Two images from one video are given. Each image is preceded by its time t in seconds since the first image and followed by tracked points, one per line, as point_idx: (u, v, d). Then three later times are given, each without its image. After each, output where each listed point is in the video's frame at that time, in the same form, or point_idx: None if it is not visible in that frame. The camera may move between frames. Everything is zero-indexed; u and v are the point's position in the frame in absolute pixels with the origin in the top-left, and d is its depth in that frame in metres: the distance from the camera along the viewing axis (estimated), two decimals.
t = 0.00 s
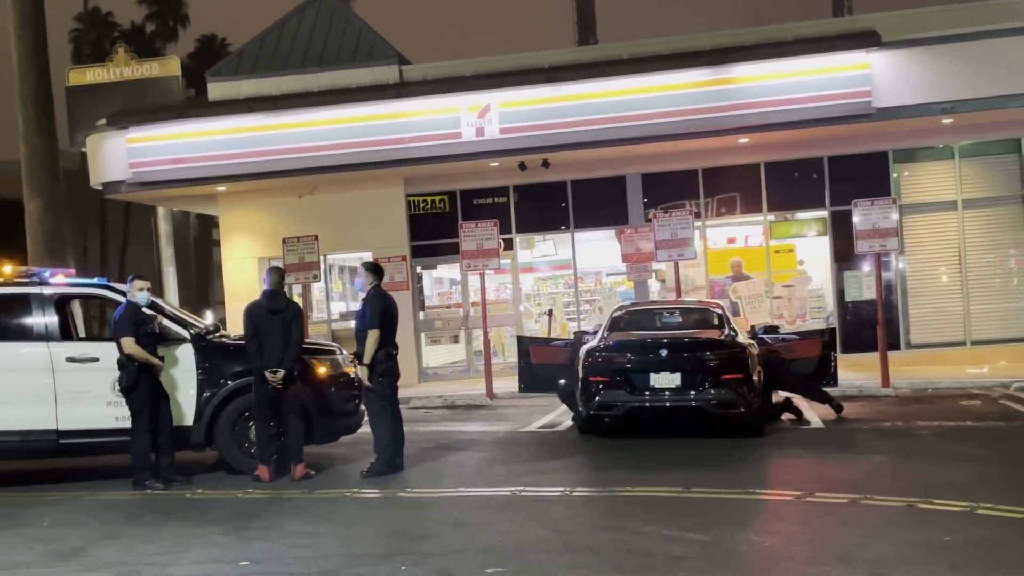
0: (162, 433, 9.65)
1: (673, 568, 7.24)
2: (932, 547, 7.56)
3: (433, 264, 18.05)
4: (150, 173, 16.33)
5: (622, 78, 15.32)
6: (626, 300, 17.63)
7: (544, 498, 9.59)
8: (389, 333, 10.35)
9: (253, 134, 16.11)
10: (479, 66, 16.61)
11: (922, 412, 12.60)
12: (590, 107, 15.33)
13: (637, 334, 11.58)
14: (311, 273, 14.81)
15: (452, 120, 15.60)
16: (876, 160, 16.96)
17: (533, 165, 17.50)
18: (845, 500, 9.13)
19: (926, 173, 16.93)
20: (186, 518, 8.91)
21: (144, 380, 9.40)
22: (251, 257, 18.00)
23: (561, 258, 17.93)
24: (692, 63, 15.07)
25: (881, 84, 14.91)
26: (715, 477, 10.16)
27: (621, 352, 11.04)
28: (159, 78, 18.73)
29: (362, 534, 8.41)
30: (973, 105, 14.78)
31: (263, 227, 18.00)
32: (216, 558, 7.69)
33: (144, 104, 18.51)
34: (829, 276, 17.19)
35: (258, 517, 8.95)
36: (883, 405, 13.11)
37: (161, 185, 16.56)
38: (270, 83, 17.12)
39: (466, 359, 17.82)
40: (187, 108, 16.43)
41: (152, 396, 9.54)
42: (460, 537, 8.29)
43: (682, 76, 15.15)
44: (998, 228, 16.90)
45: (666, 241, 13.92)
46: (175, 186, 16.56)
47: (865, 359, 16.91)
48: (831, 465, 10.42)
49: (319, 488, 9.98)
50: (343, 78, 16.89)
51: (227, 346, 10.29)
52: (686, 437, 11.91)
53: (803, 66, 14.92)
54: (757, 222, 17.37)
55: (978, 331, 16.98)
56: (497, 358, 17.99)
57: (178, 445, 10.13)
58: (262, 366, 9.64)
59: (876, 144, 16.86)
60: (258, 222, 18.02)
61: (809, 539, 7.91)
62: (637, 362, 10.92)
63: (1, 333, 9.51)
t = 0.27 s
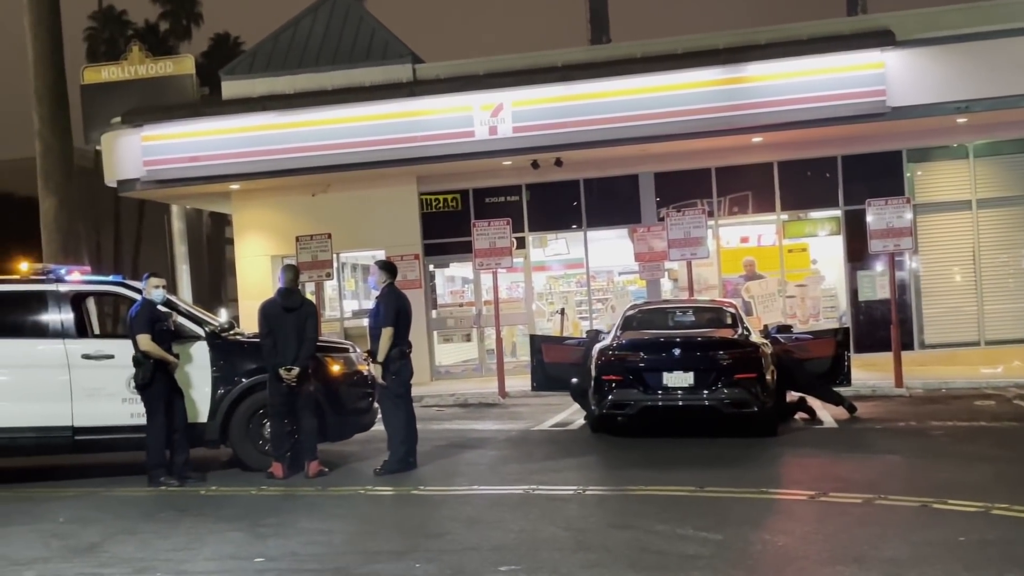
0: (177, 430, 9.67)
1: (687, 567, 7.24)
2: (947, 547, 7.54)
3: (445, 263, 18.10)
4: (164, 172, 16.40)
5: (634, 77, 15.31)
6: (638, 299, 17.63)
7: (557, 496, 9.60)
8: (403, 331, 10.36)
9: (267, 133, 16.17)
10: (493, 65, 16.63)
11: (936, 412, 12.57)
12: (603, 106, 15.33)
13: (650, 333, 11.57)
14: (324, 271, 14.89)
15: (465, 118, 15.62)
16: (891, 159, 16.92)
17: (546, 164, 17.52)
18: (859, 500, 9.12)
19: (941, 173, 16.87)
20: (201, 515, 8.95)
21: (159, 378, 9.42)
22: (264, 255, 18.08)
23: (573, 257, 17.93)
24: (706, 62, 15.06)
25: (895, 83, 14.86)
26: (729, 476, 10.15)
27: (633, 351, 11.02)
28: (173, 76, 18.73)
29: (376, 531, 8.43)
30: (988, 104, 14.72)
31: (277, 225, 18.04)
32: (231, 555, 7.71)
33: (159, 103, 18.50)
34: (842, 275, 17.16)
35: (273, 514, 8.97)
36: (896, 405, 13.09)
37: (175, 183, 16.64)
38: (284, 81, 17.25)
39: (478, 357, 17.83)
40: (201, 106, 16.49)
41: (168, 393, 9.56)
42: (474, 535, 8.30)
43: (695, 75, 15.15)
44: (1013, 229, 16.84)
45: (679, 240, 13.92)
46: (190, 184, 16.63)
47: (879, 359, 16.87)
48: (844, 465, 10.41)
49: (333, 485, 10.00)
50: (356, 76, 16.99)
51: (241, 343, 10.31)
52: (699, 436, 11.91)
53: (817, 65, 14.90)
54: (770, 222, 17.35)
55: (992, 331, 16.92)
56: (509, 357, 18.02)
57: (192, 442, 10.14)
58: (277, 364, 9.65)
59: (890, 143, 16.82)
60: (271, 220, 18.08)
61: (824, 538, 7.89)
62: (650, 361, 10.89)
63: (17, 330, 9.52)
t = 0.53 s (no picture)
0: (190, 427, 9.67)
1: (701, 565, 7.22)
2: (962, 546, 7.51)
3: (456, 261, 18.12)
4: (177, 169, 16.47)
5: (646, 75, 15.30)
6: (649, 298, 17.61)
7: (569, 494, 9.59)
8: (416, 330, 10.36)
9: (278, 131, 16.20)
10: (505, 63, 16.65)
11: (948, 411, 12.53)
12: (615, 104, 15.32)
13: (663, 331, 11.55)
14: (336, 269, 14.93)
15: (477, 117, 15.63)
16: (904, 158, 16.87)
17: (558, 162, 17.53)
18: (872, 499, 9.09)
19: (954, 171, 16.82)
20: (213, 511, 8.96)
21: (173, 374, 9.41)
22: (276, 253, 18.13)
23: (584, 255, 17.92)
24: (718, 60, 15.04)
25: (908, 81, 14.81)
26: (742, 475, 10.11)
27: (645, 350, 10.98)
28: (186, 74, 18.83)
29: (388, 528, 8.42)
30: (1002, 103, 14.67)
31: (289, 223, 18.08)
32: (245, 551, 7.68)
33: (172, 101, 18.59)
34: (854, 274, 17.12)
35: (285, 511, 8.95)
36: (909, 404, 13.05)
37: (188, 181, 16.69)
38: (296, 79, 17.30)
39: (490, 355, 17.84)
40: (213, 104, 16.54)
41: (182, 390, 9.56)
42: (487, 532, 8.29)
43: (707, 73, 15.13)
44: None
45: (691, 239, 13.95)
46: (202, 182, 16.69)
47: (891, 358, 16.83)
48: (857, 464, 10.38)
49: (346, 483, 10.00)
50: (368, 74, 17.05)
51: (255, 341, 10.32)
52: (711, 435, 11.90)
53: (830, 63, 14.87)
54: (782, 220, 17.32)
55: (1005, 331, 16.87)
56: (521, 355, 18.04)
57: (205, 439, 10.14)
58: (291, 361, 9.67)
59: (903, 142, 16.77)
60: (283, 217, 18.11)
61: (837, 537, 7.86)
62: (662, 359, 10.85)
63: (31, 326, 9.52)
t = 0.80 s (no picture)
0: (202, 424, 9.65)
1: (714, 563, 7.18)
2: (977, 546, 7.46)
3: (467, 259, 18.13)
4: (189, 168, 16.52)
5: (657, 73, 15.28)
6: (660, 296, 17.58)
7: (581, 492, 9.56)
8: (427, 327, 10.36)
9: (289, 129, 16.23)
10: (516, 61, 16.65)
11: (961, 410, 12.48)
12: (625, 102, 15.30)
13: (674, 329, 11.50)
14: (348, 267, 14.96)
15: (487, 115, 15.63)
16: (916, 156, 16.82)
17: (569, 160, 17.53)
18: (885, 498, 9.04)
19: (966, 169, 16.77)
20: (224, 508, 8.95)
21: (184, 372, 9.38)
22: (287, 251, 18.17)
23: (595, 253, 17.93)
24: (729, 58, 15.02)
25: (921, 79, 14.76)
26: (755, 474, 10.06)
27: (656, 348, 10.90)
28: (197, 72, 18.86)
29: (400, 525, 8.40)
30: (1015, 101, 14.61)
31: (300, 221, 18.11)
32: (258, 548, 7.63)
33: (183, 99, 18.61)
34: (866, 272, 17.07)
35: (297, 508, 8.90)
36: (921, 403, 13.01)
37: (200, 179, 16.73)
38: (310, 77, 17.27)
39: (501, 353, 17.90)
40: (224, 102, 16.57)
41: (194, 388, 9.52)
42: (498, 530, 8.26)
43: (719, 71, 15.09)
44: None
45: (703, 236, 13.95)
46: (213, 180, 16.72)
47: (903, 357, 16.77)
48: (869, 462, 10.33)
49: (357, 480, 9.98)
50: (379, 72, 17.08)
51: (266, 339, 10.31)
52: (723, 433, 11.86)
53: (842, 61, 14.83)
54: (794, 218, 17.28)
55: (1017, 329, 16.80)
56: (531, 353, 18.03)
57: (217, 437, 10.12)
58: (304, 358, 9.67)
59: (915, 139, 16.71)
60: (295, 215, 18.15)
61: (851, 536, 7.82)
62: (673, 357, 10.78)
63: (44, 324, 9.52)
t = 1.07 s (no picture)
0: (214, 422, 9.61)
1: (726, 560, 7.14)
2: (990, 543, 7.43)
3: (477, 257, 18.14)
4: (200, 166, 16.58)
5: (667, 70, 15.26)
6: (671, 294, 17.55)
7: (592, 489, 9.53)
8: (438, 325, 10.34)
9: (299, 127, 16.26)
10: (526, 59, 16.65)
11: (973, 408, 12.43)
12: (636, 99, 15.29)
13: (684, 327, 11.49)
14: (358, 265, 14.99)
15: (498, 112, 15.64)
16: (928, 153, 16.76)
17: (579, 157, 17.53)
18: (898, 495, 9.00)
19: (978, 166, 16.71)
20: (235, 505, 8.93)
21: (197, 370, 9.37)
22: (298, 249, 18.22)
23: (605, 251, 17.94)
24: (739, 55, 14.99)
25: (932, 76, 14.71)
26: (767, 471, 10.01)
27: (667, 345, 10.84)
28: (207, 71, 19.00)
29: (411, 521, 8.38)
30: None
31: (311, 219, 18.15)
32: (269, 545, 7.59)
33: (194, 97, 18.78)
34: (877, 269, 17.04)
35: (308, 505, 8.87)
36: (933, 401, 12.98)
37: (211, 177, 16.76)
38: (319, 75, 17.38)
39: (511, 351, 17.91)
40: (235, 101, 16.62)
41: (206, 385, 9.52)
42: (510, 526, 8.25)
43: (730, 68, 15.07)
44: None
45: (713, 234, 13.94)
46: (225, 178, 16.75)
47: (915, 354, 16.71)
48: (882, 460, 10.29)
49: (368, 478, 9.95)
50: (390, 70, 17.14)
51: (278, 336, 10.28)
52: (735, 431, 11.83)
53: (853, 57, 14.78)
54: (805, 215, 17.25)
55: None
56: (541, 351, 18.04)
57: (229, 434, 10.11)
58: (316, 355, 9.64)
59: (927, 136, 16.65)
60: (305, 213, 18.19)
61: (864, 534, 7.78)
62: (684, 355, 10.72)
63: (56, 321, 9.52)
